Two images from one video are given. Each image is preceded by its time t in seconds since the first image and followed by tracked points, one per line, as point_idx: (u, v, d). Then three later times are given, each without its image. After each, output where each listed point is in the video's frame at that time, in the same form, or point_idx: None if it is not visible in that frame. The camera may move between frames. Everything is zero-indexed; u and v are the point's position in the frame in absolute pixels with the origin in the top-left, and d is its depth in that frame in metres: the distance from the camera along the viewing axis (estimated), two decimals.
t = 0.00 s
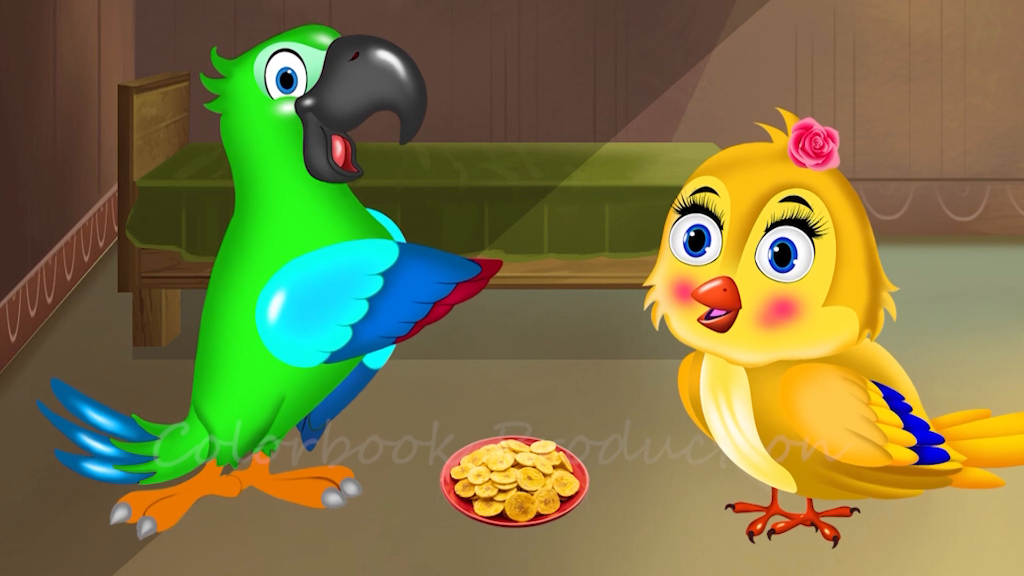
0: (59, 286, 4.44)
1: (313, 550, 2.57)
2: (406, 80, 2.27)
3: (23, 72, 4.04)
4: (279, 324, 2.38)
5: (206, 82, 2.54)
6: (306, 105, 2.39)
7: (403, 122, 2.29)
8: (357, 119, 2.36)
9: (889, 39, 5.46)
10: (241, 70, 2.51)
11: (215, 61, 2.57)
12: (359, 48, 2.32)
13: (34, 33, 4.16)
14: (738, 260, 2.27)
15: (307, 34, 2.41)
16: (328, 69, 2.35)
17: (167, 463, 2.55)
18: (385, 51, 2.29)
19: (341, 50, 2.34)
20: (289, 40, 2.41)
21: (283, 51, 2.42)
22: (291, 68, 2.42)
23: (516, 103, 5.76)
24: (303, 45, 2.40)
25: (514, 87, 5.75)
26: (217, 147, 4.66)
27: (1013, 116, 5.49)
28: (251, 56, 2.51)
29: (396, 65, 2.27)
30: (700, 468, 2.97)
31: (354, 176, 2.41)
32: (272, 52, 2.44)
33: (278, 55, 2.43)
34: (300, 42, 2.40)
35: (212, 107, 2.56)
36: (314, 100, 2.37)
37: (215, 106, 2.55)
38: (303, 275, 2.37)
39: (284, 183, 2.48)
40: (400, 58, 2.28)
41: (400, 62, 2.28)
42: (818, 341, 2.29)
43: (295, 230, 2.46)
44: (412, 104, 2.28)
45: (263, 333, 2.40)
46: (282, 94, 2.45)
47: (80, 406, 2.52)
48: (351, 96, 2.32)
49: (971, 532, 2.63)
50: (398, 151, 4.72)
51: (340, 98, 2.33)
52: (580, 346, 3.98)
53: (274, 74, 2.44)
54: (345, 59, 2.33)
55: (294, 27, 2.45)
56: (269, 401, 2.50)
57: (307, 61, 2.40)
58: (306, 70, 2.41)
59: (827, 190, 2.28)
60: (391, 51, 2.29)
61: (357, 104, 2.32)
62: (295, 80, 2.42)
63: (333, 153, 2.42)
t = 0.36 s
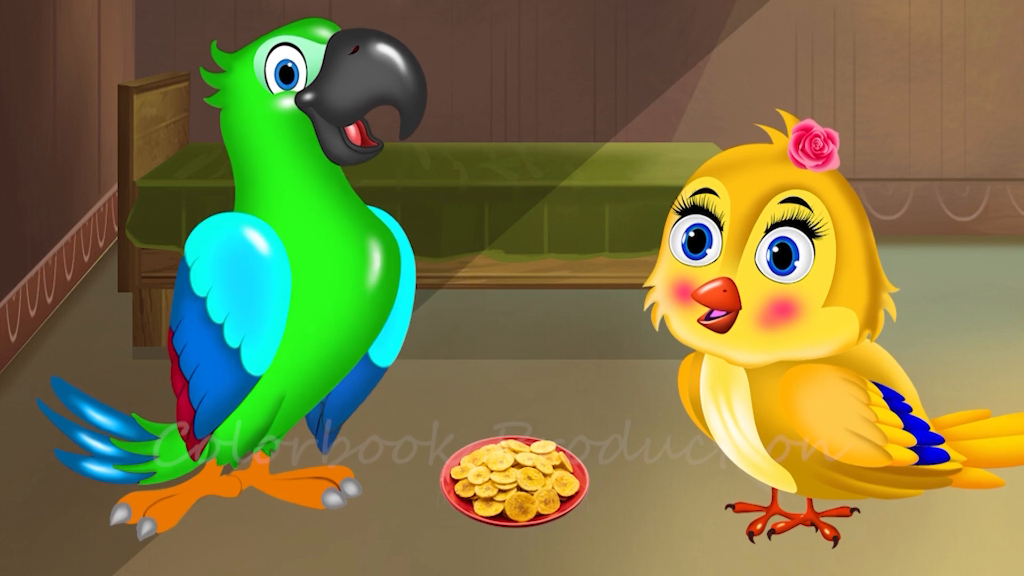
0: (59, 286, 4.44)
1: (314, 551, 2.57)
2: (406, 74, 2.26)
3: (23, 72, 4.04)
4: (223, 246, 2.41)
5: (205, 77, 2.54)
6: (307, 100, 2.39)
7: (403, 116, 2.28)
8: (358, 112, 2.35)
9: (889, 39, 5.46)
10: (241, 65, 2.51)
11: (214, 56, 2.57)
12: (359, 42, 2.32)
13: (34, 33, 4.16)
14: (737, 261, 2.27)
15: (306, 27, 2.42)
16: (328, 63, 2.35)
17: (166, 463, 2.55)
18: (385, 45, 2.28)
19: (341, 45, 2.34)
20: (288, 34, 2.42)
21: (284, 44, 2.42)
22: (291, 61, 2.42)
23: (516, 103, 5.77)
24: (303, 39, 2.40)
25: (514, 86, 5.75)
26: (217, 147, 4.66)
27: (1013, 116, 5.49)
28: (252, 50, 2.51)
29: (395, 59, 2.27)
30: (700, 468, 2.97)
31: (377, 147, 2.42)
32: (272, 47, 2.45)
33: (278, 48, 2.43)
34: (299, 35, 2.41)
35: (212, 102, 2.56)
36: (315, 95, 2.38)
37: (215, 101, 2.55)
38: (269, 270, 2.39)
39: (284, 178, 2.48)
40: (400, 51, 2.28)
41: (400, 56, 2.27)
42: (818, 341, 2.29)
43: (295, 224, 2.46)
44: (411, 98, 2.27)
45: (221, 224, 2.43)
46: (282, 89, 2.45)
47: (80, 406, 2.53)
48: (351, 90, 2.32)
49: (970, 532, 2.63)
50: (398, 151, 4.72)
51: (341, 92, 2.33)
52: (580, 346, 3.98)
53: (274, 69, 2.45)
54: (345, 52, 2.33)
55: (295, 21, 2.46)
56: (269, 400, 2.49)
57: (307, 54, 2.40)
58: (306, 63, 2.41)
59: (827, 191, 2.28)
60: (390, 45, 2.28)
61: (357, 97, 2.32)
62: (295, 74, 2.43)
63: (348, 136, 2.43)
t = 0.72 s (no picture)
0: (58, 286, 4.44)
1: (314, 551, 2.57)
2: (405, 85, 2.26)
3: (23, 72, 4.04)
4: (224, 249, 2.39)
5: (206, 88, 2.54)
6: (307, 111, 2.39)
7: (403, 127, 2.28)
8: (358, 124, 2.35)
9: (889, 39, 5.46)
10: (241, 76, 2.51)
11: (214, 67, 2.57)
12: (359, 54, 2.32)
13: (34, 33, 4.16)
14: (738, 266, 2.28)
15: (307, 40, 2.42)
16: (328, 76, 2.35)
17: (166, 463, 2.56)
18: (385, 57, 2.29)
19: (341, 57, 2.34)
20: (289, 47, 2.42)
21: (284, 57, 2.43)
22: (291, 74, 2.43)
23: (516, 103, 5.77)
24: (303, 51, 2.41)
25: (514, 86, 5.75)
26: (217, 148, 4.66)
27: (1014, 116, 5.48)
28: (252, 62, 2.52)
29: (396, 71, 2.27)
30: (700, 468, 2.97)
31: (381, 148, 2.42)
32: (272, 59, 2.45)
33: (278, 61, 2.44)
34: (300, 48, 2.41)
35: (212, 113, 2.56)
36: (314, 105, 2.37)
37: (215, 111, 2.55)
38: (270, 273, 2.38)
39: (284, 188, 2.47)
40: (400, 63, 2.28)
41: (401, 68, 2.28)
42: (819, 345, 2.29)
43: (295, 233, 2.44)
44: (411, 109, 2.27)
45: (222, 227, 2.41)
46: (282, 100, 2.45)
47: (80, 408, 2.53)
48: (351, 102, 2.32)
49: (971, 532, 2.63)
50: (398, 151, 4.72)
51: (341, 104, 2.33)
52: (580, 346, 3.98)
53: (274, 81, 2.45)
54: (345, 64, 2.33)
55: (295, 33, 2.46)
56: (269, 403, 2.50)
57: (307, 67, 2.41)
58: (306, 76, 2.42)
59: (827, 197, 2.28)
60: (390, 57, 2.29)
61: (357, 110, 2.32)
62: (295, 86, 2.43)
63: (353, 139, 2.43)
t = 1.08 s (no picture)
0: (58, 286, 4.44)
1: (314, 551, 2.57)
2: (405, 78, 2.26)
3: (23, 72, 4.04)
4: (223, 244, 2.42)
5: (207, 81, 2.55)
6: (307, 104, 2.39)
7: (402, 121, 2.27)
8: (358, 118, 2.35)
9: (889, 39, 5.46)
10: (241, 69, 2.52)
11: (215, 60, 2.58)
12: (359, 47, 2.32)
13: (34, 33, 4.16)
14: (737, 260, 2.27)
15: (307, 32, 2.42)
16: (328, 68, 2.35)
17: (166, 463, 2.55)
18: (385, 50, 2.29)
19: (341, 49, 2.34)
20: (289, 39, 2.43)
21: (284, 49, 2.43)
22: (291, 67, 2.43)
23: (516, 103, 5.77)
24: (303, 43, 2.41)
25: (514, 86, 5.75)
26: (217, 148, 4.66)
27: (1014, 116, 5.48)
28: (252, 54, 2.53)
29: (395, 64, 2.27)
30: (700, 468, 2.97)
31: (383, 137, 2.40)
32: (272, 51, 2.46)
33: (278, 54, 2.44)
34: (300, 40, 2.42)
35: (212, 106, 2.57)
36: (315, 99, 2.38)
37: (216, 105, 2.56)
38: (270, 269, 2.40)
39: (284, 183, 2.48)
40: (400, 55, 2.28)
41: (401, 60, 2.27)
42: (819, 340, 2.29)
43: (295, 230, 2.45)
44: (411, 102, 2.26)
45: (223, 224, 2.45)
46: (282, 94, 2.46)
47: (80, 406, 2.54)
48: (351, 95, 2.32)
49: (971, 532, 2.63)
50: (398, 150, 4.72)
51: (341, 97, 2.33)
52: (580, 346, 3.98)
53: (274, 74, 2.45)
54: (345, 57, 2.33)
55: (296, 25, 2.47)
56: (269, 401, 2.49)
57: (307, 59, 2.41)
58: (305, 68, 2.42)
59: (828, 189, 2.27)
60: (390, 50, 2.29)
61: (357, 103, 2.32)
62: (295, 79, 2.43)
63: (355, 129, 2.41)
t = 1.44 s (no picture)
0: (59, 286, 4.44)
1: (314, 551, 2.57)
2: (406, 76, 2.26)
3: (23, 72, 4.04)
4: (224, 243, 2.41)
5: (205, 79, 2.54)
6: (307, 102, 2.39)
7: (403, 118, 2.28)
8: (360, 114, 2.36)
9: (889, 39, 5.46)
10: (241, 67, 2.52)
11: (214, 58, 2.57)
12: (359, 44, 2.32)
13: (34, 33, 4.16)
14: (737, 263, 2.27)
15: (307, 29, 2.41)
16: (328, 65, 2.35)
17: (166, 463, 2.55)
18: (385, 47, 2.28)
19: (341, 46, 2.34)
20: (289, 36, 2.42)
21: (283, 47, 2.42)
22: (291, 63, 2.42)
23: (516, 103, 5.77)
24: (302, 41, 2.40)
25: (514, 86, 5.75)
26: (217, 148, 4.66)
27: (1014, 116, 5.48)
28: (252, 51, 2.52)
29: (396, 61, 2.27)
30: (700, 468, 2.97)
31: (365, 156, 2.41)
32: (272, 49, 2.45)
33: (278, 50, 2.43)
34: (299, 37, 2.41)
35: (212, 104, 2.57)
36: (315, 96, 2.38)
37: (215, 103, 2.56)
38: (270, 267, 2.40)
39: (284, 183, 2.48)
40: (400, 53, 2.28)
41: (401, 58, 2.27)
42: (818, 342, 2.29)
43: (296, 229, 2.45)
44: (411, 99, 2.27)
45: (223, 222, 2.43)
46: (281, 91, 2.45)
47: (80, 406, 2.54)
48: (351, 92, 2.32)
49: (971, 532, 2.63)
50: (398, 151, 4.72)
51: (341, 94, 2.33)
52: (580, 346, 3.98)
53: (274, 71, 2.45)
54: (345, 55, 2.33)
55: (295, 24, 2.46)
56: (269, 401, 2.49)
57: (307, 56, 2.40)
58: (305, 65, 2.41)
59: (827, 193, 2.28)
60: (391, 47, 2.28)
61: (357, 99, 2.32)
62: (295, 76, 2.43)
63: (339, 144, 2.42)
